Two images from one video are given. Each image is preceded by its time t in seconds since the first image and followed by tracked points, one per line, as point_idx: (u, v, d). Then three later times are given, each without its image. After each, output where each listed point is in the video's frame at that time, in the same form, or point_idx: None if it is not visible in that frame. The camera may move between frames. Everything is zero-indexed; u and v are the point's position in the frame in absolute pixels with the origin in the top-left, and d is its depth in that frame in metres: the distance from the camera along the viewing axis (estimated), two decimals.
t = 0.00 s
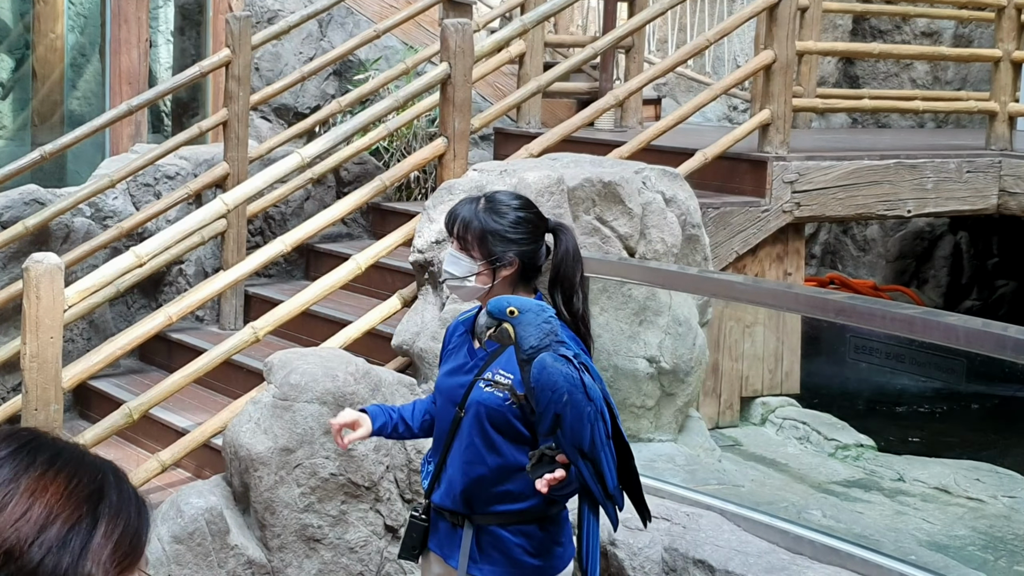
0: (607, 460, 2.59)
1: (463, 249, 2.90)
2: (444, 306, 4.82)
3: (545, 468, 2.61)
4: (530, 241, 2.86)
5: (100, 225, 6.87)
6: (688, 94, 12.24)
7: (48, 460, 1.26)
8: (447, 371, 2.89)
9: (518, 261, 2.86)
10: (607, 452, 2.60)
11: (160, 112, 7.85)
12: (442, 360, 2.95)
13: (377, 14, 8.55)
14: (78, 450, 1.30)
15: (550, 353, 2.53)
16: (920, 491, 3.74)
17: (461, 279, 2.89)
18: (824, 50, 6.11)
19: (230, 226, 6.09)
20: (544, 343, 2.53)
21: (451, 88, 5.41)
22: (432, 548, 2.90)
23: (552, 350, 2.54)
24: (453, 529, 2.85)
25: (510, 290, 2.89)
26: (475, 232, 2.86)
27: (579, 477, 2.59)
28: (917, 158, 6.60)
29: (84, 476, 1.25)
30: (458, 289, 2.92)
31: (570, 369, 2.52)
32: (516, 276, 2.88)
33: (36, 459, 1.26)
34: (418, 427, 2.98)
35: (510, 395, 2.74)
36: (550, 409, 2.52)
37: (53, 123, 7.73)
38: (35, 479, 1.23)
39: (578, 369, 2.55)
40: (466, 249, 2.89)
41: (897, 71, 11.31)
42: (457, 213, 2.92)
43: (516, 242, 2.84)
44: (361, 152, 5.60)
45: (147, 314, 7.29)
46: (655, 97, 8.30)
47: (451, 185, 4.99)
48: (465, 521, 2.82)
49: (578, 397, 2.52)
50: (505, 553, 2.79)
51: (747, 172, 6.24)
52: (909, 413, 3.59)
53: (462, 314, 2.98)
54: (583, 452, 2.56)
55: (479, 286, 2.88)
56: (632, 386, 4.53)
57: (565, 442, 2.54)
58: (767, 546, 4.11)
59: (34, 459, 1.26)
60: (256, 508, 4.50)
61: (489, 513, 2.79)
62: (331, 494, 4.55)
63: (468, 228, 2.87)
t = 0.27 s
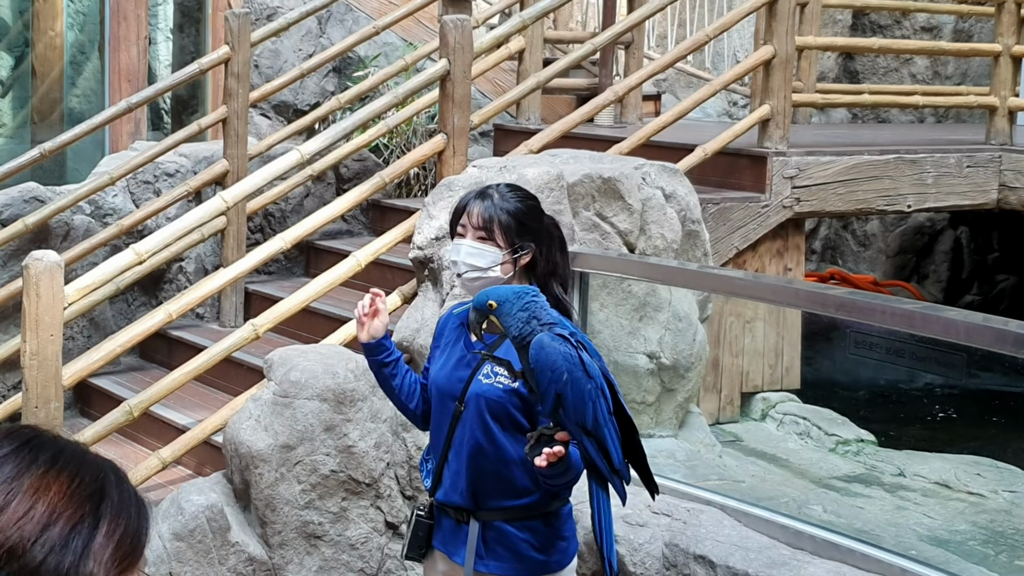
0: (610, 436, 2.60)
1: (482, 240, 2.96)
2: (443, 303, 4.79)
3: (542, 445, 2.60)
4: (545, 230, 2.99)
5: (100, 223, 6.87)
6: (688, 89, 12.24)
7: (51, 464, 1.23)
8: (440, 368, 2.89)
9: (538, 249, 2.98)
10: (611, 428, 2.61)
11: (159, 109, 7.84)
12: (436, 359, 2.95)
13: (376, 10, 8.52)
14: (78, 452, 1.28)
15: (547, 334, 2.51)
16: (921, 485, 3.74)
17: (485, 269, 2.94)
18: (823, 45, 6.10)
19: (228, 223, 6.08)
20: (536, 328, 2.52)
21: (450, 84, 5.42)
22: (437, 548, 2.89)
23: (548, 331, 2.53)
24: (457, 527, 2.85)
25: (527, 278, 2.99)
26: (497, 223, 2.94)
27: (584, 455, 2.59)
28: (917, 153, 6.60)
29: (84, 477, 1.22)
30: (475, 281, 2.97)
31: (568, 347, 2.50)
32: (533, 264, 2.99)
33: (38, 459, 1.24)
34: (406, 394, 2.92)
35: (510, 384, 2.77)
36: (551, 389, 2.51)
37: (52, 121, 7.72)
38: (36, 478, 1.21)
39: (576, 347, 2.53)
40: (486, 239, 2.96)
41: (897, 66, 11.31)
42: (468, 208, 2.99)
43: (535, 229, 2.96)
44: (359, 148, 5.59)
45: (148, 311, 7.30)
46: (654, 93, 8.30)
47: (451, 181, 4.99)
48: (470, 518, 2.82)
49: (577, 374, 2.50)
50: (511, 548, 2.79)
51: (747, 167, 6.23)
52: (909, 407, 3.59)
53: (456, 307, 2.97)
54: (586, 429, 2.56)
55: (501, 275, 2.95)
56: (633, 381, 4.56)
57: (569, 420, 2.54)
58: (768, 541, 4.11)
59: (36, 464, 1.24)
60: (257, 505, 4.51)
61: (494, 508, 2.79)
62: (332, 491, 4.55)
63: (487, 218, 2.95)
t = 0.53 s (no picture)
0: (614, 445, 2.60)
1: (484, 239, 2.93)
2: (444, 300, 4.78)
3: (546, 455, 2.64)
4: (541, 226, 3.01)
5: (100, 221, 6.87)
6: (689, 85, 12.25)
7: (53, 476, 1.22)
8: (444, 364, 2.88)
9: (537, 245, 2.99)
10: (614, 437, 2.61)
11: (160, 107, 7.84)
12: (439, 352, 2.94)
13: (376, 7, 8.56)
14: (70, 446, 1.25)
15: (545, 346, 2.50)
16: (923, 481, 3.73)
17: (489, 268, 2.90)
18: (823, 41, 6.11)
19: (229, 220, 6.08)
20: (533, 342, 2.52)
21: (451, 81, 5.41)
22: (441, 543, 2.88)
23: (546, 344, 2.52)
24: (462, 523, 2.85)
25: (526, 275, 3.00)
26: (499, 221, 2.93)
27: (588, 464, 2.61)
28: (918, 148, 6.59)
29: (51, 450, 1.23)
30: (480, 282, 2.93)
31: (565, 360, 2.49)
32: (533, 260, 3.00)
33: None
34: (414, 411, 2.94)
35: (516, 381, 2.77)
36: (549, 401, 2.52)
37: (53, 119, 7.71)
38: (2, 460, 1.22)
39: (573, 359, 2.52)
40: (489, 237, 2.94)
41: (898, 62, 11.32)
42: (465, 207, 2.97)
43: (534, 224, 2.97)
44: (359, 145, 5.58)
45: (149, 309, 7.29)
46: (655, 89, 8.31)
47: (452, 177, 4.98)
48: (475, 513, 2.81)
49: (574, 388, 2.50)
50: (518, 543, 2.80)
51: (747, 163, 6.23)
52: (909, 402, 3.60)
53: (455, 306, 2.98)
54: (587, 440, 2.57)
55: (506, 272, 2.93)
56: (635, 377, 4.59)
57: (569, 434, 2.56)
58: (770, 537, 4.11)
59: (36, 473, 1.22)
60: (259, 502, 4.50)
61: (500, 504, 2.80)
62: (334, 488, 4.54)
63: (488, 216, 2.94)
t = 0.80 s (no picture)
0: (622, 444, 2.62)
1: (486, 240, 2.94)
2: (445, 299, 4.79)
3: (547, 455, 2.63)
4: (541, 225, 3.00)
5: (101, 221, 6.87)
6: (689, 84, 12.24)
7: (57, 505, 1.19)
8: (445, 363, 2.88)
9: (538, 244, 2.98)
10: (622, 437, 2.64)
11: (161, 107, 7.85)
12: (439, 351, 2.94)
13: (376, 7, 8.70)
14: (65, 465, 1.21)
15: (552, 347, 2.51)
16: (925, 479, 3.73)
17: (492, 269, 2.90)
18: (823, 39, 6.11)
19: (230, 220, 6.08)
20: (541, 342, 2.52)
21: (451, 80, 5.41)
22: (442, 542, 2.89)
23: (553, 345, 2.53)
24: (464, 522, 2.85)
25: (529, 274, 2.99)
26: (498, 221, 2.93)
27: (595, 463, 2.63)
28: (918, 146, 6.59)
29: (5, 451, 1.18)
30: (485, 284, 2.92)
31: (572, 361, 2.50)
32: (535, 259, 2.99)
33: None
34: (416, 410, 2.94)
35: (520, 381, 2.77)
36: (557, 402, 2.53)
37: (54, 119, 7.72)
38: None
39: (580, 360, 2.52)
40: (490, 238, 2.93)
41: (899, 59, 11.31)
42: (466, 208, 2.97)
43: (534, 223, 2.97)
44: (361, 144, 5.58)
45: (150, 309, 7.29)
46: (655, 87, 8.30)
47: (452, 176, 4.97)
48: (478, 513, 2.81)
49: (582, 388, 2.51)
50: (521, 542, 2.80)
51: (748, 161, 6.22)
52: (910, 398, 3.61)
53: (455, 303, 2.98)
54: (595, 440, 2.60)
55: (508, 273, 2.93)
56: (635, 376, 4.56)
57: (577, 435, 2.58)
58: (771, 535, 4.10)
59: (39, 503, 1.18)
60: (260, 502, 4.50)
61: (502, 503, 2.79)
62: (335, 487, 4.54)
63: (488, 217, 2.94)
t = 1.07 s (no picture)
0: (617, 446, 2.58)
1: (461, 236, 2.90)
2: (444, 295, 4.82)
3: (545, 445, 2.63)
4: (525, 220, 2.88)
5: (100, 218, 6.87)
6: (688, 79, 12.25)
7: (48, 513, 1.20)
8: (446, 358, 2.89)
9: (517, 241, 2.87)
10: (617, 438, 2.59)
11: (159, 104, 7.85)
12: (440, 348, 2.95)
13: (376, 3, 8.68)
14: (57, 472, 1.21)
15: (550, 344, 2.52)
16: (924, 473, 3.73)
17: (461, 266, 2.87)
18: (821, 34, 6.12)
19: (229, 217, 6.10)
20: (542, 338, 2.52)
21: (449, 76, 5.41)
22: (440, 537, 2.89)
23: (551, 342, 2.53)
24: (462, 518, 2.85)
25: (512, 271, 2.89)
26: (473, 216, 2.88)
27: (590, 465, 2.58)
28: (917, 141, 6.59)
29: None
30: (459, 279, 2.90)
31: (569, 358, 2.50)
32: (517, 256, 2.89)
33: None
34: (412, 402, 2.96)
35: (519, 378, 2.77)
36: (552, 398, 2.52)
37: (52, 117, 7.73)
38: None
39: (577, 357, 2.52)
40: (464, 235, 2.89)
41: (897, 55, 11.34)
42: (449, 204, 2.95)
43: (512, 220, 2.86)
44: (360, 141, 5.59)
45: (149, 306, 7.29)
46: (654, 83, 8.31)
47: (450, 173, 4.97)
48: (475, 508, 2.81)
49: (577, 385, 2.50)
50: (518, 538, 2.80)
51: (747, 157, 6.22)
52: (908, 394, 3.61)
53: (460, 298, 2.99)
54: (590, 440, 2.55)
55: (481, 270, 2.87)
56: (633, 371, 4.54)
57: (572, 432, 2.55)
58: (770, 530, 4.10)
59: (31, 511, 1.19)
60: (259, 499, 4.50)
61: (500, 500, 2.79)
62: (334, 484, 4.54)
63: (462, 214, 2.89)
